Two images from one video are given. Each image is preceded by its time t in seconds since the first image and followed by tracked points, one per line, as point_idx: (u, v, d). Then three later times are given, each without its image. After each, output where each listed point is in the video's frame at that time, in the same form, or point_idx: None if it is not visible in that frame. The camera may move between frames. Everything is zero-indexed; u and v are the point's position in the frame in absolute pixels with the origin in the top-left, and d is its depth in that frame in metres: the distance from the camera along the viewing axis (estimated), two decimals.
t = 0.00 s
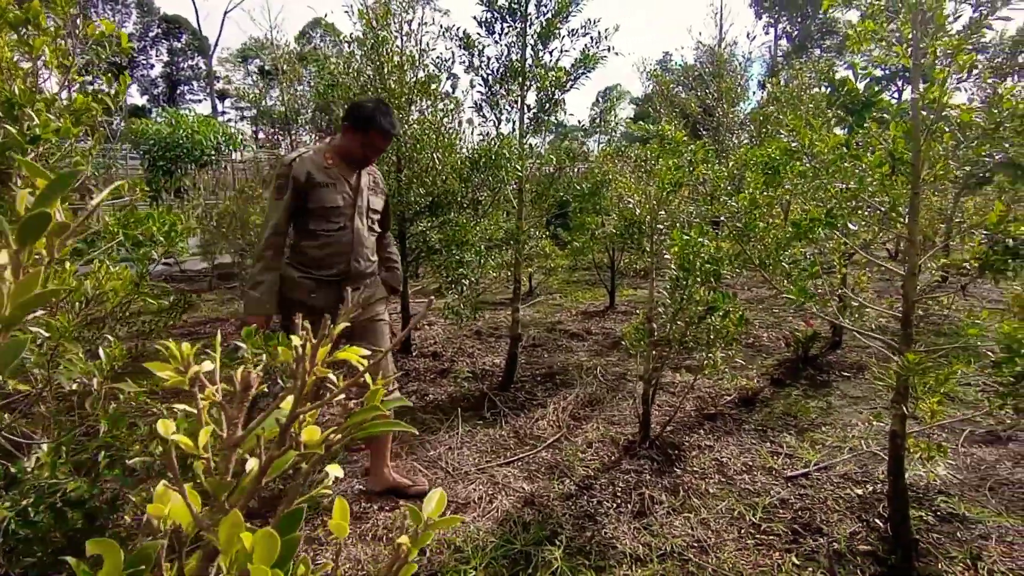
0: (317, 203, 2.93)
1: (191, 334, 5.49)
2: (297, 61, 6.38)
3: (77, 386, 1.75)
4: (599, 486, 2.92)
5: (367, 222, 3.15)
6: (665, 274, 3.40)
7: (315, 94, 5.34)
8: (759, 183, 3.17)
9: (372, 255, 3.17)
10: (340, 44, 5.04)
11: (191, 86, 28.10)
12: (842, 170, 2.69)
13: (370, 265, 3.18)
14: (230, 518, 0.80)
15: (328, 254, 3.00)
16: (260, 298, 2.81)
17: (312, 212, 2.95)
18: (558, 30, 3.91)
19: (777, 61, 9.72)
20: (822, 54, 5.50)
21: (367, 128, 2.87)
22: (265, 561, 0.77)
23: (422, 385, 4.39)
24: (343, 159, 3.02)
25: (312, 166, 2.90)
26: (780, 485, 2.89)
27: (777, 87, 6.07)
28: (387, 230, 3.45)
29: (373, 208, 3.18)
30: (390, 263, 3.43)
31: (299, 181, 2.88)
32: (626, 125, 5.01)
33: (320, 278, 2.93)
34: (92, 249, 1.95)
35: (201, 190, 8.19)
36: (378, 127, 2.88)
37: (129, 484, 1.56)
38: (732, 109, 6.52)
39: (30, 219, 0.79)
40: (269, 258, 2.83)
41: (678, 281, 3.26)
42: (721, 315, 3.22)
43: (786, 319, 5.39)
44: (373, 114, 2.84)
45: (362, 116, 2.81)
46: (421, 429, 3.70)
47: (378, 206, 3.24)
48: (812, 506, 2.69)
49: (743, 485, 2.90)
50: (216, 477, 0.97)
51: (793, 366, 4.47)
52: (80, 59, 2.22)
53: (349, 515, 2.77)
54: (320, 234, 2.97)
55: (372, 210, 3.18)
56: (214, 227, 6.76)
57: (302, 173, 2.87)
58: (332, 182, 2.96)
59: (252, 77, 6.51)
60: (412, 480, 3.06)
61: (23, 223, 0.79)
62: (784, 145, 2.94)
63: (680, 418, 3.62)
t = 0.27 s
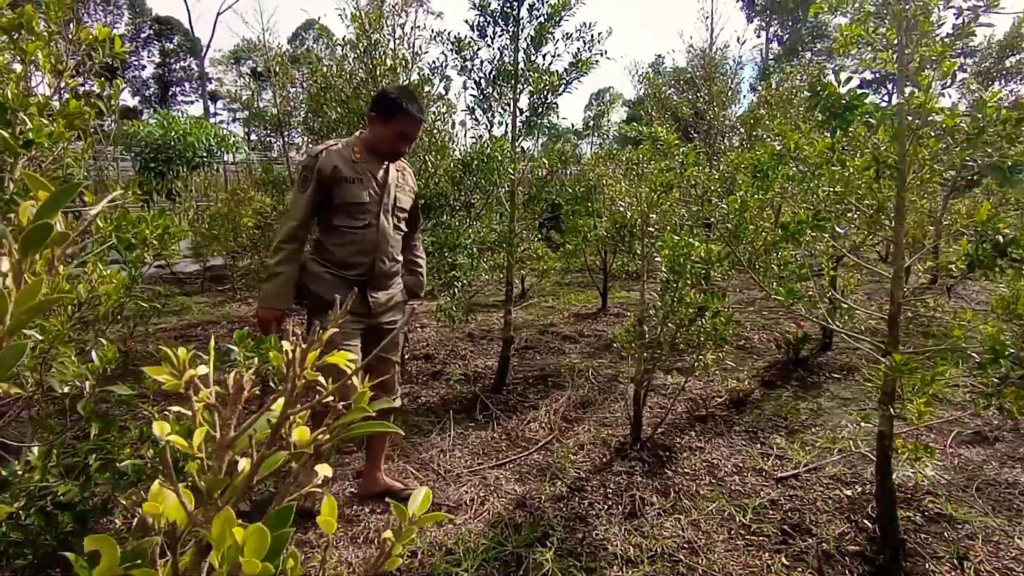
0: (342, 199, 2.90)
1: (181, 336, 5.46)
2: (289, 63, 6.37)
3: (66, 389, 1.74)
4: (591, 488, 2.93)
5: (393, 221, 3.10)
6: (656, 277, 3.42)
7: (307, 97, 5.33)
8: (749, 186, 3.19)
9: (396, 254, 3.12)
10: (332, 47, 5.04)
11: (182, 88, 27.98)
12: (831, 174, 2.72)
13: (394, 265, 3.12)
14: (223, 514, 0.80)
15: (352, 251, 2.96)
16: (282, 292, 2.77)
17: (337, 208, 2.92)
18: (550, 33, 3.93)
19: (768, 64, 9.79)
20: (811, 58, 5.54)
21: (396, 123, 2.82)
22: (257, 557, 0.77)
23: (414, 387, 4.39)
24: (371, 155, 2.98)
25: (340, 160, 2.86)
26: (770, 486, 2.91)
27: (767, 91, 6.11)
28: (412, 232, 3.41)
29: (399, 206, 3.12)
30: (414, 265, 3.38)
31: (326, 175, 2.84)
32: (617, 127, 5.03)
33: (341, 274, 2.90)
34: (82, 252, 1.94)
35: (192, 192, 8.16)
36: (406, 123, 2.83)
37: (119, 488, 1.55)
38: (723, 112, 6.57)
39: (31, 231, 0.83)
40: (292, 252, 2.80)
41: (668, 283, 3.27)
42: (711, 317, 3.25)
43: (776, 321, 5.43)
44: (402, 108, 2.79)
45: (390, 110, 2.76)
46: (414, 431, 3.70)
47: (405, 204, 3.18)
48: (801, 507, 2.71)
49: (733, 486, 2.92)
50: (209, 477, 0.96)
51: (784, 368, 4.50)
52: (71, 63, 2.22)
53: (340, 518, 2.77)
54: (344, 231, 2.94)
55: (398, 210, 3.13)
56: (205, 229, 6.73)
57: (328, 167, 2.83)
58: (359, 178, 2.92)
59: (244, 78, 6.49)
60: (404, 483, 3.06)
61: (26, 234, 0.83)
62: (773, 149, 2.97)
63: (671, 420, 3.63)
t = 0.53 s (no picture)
0: (362, 203, 2.89)
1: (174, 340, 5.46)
2: (283, 66, 6.39)
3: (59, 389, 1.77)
4: (581, 488, 2.96)
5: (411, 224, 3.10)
6: (646, 279, 3.46)
7: (300, 100, 5.36)
8: (738, 190, 3.24)
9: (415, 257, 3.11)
10: (326, 51, 5.07)
11: (175, 91, 27.91)
12: (816, 178, 2.77)
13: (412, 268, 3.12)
14: (211, 486, 0.86)
15: (372, 255, 2.95)
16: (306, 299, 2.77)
17: (357, 213, 2.91)
18: (542, 39, 3.98)
19: (760, 70, 9.89)
20: (801, 63, 5.60)
21: (407, 120, 2.83)
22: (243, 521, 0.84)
23: (407, 390, 4.41)
24: (386, 156, 2.98)
25: (357, 163, 2.86)
26: (758, 486, 2.95)
27: (758, 96, 6.18)
28: (430, 237, 3.41)
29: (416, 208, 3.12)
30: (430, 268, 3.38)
31: (344, 179, 2.84)
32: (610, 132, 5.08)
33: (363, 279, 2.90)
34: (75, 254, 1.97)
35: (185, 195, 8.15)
36: (417, 118, 2.84)
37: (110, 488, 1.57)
38: (715, 117, 6.63)
39: (29, 226, 0.89)
40: (312, 259, 2.79)
41: (658, 286, 3.31)
42: (700, 319, 3.29)
43: (767, 324, 5.48)
44: (412, 104, 2.80)
45: (401, 107, 2.77)
46: (406, 433, 3.72)
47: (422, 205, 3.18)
48: (788, 507, 2.75)
49: (722, 486, 2.96)
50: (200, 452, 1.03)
51: (774, 370, 4.55)
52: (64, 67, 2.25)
53: (332, 519, 2.79)
54: (364, 236, 2.93)
55: (416, 212, 3.13)
56: (198, 232, 6.73)
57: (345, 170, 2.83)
58: (377, 180, 2.92)
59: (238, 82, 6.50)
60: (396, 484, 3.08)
61: (25, 228, 0.89)
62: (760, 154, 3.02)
63: (662, 422, 3.67)
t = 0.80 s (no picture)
0: (390, 217, 2.54)
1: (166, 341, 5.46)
2: (275, 68, 6.40)
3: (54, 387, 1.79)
4: (572, 485, 3.00)
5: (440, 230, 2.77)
6: (635, 279, 3.51)
7: (292, 102, 5.37)
8: (725, 191, 3.30)
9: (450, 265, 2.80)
10: (317, 53, 5.09)
11: (165, 92, 27.75)
12: (801, 179, 2.82)
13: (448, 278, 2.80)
14: (216, 461, 0.95)
15: (407, 273, 2.60)
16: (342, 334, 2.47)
17: (385, 229, 2.57)
18: (532, 41, 4.02)
19: (749, 71, 9.98)
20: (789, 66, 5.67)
21: (421, 115, 2.49)
22: (246, 493, 0.94)
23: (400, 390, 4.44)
24: (403, 161, 2.63)
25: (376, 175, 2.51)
26: (746, 482, 3.00)
27: (747, 98, 6.25)
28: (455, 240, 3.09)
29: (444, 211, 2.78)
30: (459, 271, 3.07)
31: (369, 195, 2.49)
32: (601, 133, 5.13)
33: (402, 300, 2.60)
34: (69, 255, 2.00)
35: (176, 197, 8.13)
36: (429, 111, 2.51)
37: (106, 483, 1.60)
38: (704, 118, 6.70)
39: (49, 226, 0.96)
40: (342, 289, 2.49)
41: (647, 285, 3.36)
42: (688, 317, 3.34)
43: (756, 323, 5.54)
44: (422, 96, 2.47)
45: (412, 102, 2.43)
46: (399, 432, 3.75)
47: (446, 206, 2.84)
48: (775, 501, 2.80)
49: (710, 482, 3.00)
50: (207, 427, 1.12)
51: (763, 368, 4.61)
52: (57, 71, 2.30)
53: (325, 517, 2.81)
54: (397, 252, 2.58)
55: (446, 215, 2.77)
56: (190, 234, 6.73)
57: (367, 186, 2.48)
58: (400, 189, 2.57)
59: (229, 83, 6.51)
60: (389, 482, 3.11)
61: (44, 227, 0.96)
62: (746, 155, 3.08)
63: (652, 419, 3.72)
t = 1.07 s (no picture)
0: (416, 214, 2.40)
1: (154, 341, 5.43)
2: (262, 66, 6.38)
3: (46, 384, 1.81)
4: (561, 481, 3.04)
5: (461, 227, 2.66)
6: (623, 277, 3.55)
7: (280, 101, 5.37)
8: (711, 191, 3.35)
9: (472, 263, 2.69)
10: (306, 52, 5.09)
11: (151, 91, 27.47)
12: (785, 178, 2.88)
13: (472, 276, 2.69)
14: (229, 441, 1.05)
15: (434, 272, 2.48)
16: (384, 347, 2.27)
17: (412, 227, 2.42)
18: (521, 41, 4.04)
19: (737, 72, 10.06)
20: (775, 66, 5.73)
21: (437, 101, 2.38)
22: (258, 468, 1.05)
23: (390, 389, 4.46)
24: (421, 151, 2.51)
25: (397, 170, 2.36)
26: (732, 476, 3.05)
27: (734, 98, 6.31)
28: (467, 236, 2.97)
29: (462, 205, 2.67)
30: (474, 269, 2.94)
31: (395, 192, 2.32)
32: (589, 133, 5.16)
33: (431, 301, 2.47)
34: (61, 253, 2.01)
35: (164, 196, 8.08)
36: (446, 95, 2.39)
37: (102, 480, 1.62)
38: (692, 118, 6.75)
39: (67, 225, 1.08)
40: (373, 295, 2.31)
41: (635, 283, 3.41)
42: (675, 314, 3.40)
43: (743, 320, 5.60)
44: (437, 80, 2.36)
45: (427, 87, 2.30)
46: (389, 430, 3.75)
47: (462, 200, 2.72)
48: (761, 495, 2.85)
49: (697, 477, 3.05)
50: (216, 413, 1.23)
51: (750, 365, 4.67)
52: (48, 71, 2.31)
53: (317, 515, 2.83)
54: (425, 250, 2.45)
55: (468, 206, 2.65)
56: (178, 233, 6.70)
57: (391, 182, 2.32)
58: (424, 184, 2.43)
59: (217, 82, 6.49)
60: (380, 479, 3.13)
61: (64, 227, 1.08)
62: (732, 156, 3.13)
63: (641, 416, 3.76)
